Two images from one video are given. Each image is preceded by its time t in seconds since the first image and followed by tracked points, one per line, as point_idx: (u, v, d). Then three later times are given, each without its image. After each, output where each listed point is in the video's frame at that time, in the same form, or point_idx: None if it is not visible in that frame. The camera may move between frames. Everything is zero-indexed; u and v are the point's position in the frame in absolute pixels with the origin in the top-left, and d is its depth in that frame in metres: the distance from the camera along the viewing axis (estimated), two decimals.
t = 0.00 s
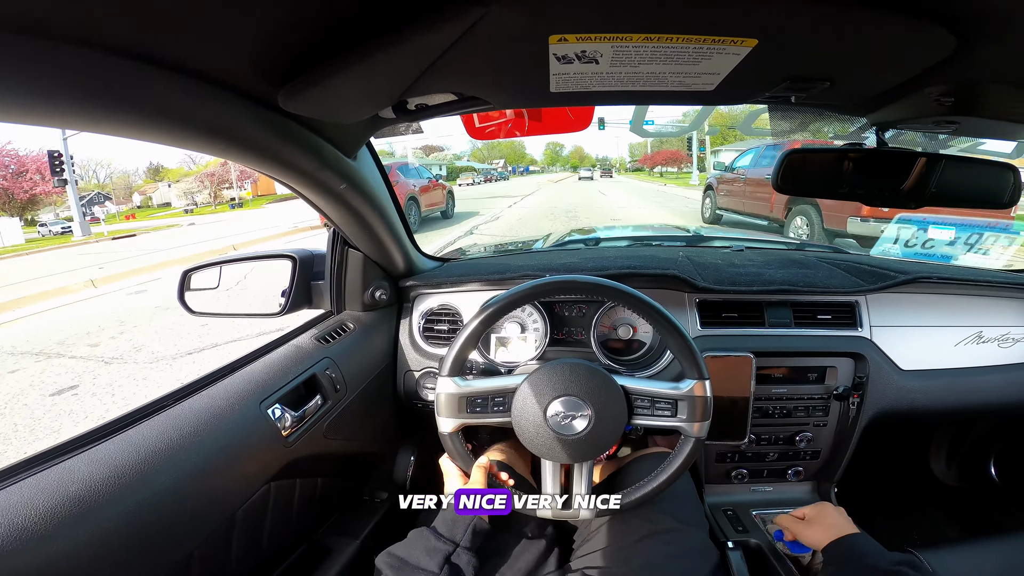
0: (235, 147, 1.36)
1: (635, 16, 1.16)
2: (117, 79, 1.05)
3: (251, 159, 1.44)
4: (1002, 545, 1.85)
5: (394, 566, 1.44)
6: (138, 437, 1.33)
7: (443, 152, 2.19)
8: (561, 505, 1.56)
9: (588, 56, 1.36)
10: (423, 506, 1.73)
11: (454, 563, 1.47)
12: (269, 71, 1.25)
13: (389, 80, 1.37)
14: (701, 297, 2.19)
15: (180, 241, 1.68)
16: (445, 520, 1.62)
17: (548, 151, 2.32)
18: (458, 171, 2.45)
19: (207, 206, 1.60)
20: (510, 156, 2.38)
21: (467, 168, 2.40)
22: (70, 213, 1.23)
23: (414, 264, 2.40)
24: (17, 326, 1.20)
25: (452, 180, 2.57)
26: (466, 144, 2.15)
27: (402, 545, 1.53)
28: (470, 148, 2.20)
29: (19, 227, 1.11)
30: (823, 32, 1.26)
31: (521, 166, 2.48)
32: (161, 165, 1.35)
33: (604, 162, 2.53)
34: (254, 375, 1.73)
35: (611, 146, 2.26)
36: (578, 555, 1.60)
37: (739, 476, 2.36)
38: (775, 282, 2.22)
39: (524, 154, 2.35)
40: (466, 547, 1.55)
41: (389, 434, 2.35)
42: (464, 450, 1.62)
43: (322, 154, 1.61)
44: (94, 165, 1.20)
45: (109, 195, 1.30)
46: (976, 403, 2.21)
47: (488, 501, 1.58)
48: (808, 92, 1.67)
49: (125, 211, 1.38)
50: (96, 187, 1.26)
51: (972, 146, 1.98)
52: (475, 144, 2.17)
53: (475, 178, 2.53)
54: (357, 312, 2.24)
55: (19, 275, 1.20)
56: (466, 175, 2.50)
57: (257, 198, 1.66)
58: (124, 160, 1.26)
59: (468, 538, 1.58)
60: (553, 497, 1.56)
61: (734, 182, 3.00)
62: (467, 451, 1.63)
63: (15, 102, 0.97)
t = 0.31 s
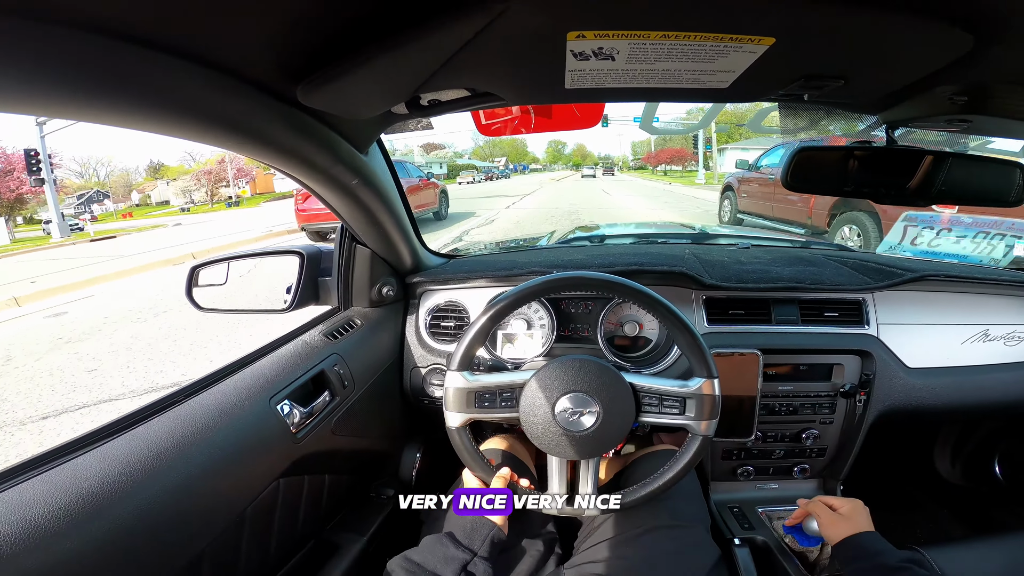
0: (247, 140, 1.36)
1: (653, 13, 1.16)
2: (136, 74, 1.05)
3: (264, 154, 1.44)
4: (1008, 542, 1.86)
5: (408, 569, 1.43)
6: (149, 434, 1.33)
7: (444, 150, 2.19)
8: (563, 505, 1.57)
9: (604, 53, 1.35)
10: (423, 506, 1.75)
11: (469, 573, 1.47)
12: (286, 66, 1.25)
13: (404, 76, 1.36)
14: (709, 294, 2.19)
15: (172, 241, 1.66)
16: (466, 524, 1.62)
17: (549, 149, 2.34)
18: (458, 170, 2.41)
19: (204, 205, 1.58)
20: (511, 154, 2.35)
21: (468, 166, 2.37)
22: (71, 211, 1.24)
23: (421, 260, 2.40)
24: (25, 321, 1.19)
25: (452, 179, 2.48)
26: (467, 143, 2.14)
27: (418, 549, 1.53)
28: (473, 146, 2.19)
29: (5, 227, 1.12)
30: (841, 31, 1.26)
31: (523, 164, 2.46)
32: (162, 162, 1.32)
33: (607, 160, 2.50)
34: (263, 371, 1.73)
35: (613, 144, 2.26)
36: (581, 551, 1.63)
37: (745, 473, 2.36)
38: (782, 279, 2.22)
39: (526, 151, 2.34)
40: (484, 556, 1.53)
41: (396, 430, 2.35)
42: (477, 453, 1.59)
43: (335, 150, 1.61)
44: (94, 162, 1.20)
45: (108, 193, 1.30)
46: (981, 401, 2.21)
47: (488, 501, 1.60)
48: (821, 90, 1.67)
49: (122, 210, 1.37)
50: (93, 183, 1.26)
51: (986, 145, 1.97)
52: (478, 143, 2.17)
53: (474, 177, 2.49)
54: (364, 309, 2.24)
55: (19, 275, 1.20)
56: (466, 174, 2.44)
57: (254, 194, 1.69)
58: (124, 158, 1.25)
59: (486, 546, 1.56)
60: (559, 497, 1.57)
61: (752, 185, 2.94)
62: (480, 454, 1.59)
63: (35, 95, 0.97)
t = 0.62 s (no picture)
0: (245, 139, 1.37)
1: (642, 12, 1.17)
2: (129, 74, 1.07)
3: (262, 152, 1.45)
4: (1002, 541, 1.86)
5: (406, 566, 1.42)
6: (148, 427, 1.35)
7: (445, 147, 2.19)
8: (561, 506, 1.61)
9: (596, 52, 1.36)
10: (423, 506, 1.78)
11: (466, 568, 1.42)
12: (281, 66, 1.26)
13: (397, 75, 1.38)
14: (706, 292, 2.20)
15: (172, 239, 1.68)
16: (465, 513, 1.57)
17: (551, 146, 2.32)
18: (458, 167, 2.42)
19: (200, 203, 1.62)
20: (513, 151, 2.35)
21: (468, 165, 2.39)
22: (69, 211, 1.25)
23: (420, 257, 2.41)
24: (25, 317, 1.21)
25: (451, 178, 2.50)
26: (471, 141, 2.15)
27: (416, 544, 1.51)
28: (475, 143, 2.19)
29: None
30: (831, 29, 1.26)
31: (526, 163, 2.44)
32: (162, 161, 1.35)
33: (609, 158, 2.51)
34: (262, 367, 1.75)
35: (615, 143, 2.25)
36: (577, 549, 1.62)
37: (740, 470, 2.37)
38: (779, 277, 2.22)
39: (527, 149, 2.34)
40: (482, 551, 1.48)
41: (394, 426, 2.37)
42: (473, 449, 1.61)
43: (332, 148, 1.63)
44: (94, 160, 1.21)
45: (108, 191, 1.30)
46: (978, 400, 2.21)
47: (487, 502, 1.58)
48: (815, 88, 1.67)
49: (121, 208, 1.38)
50: (92, 181, 1.25)
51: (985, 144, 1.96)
52: (479, 140, 2.15)
53: (475, 174, 2.50)
54: (363, 305, 2.26)
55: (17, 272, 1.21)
56: (467, 172, 2.47)
57: (250, 194, 1.70)
58: (124, 156, 1.27)
59: (484, 542, 1.51)
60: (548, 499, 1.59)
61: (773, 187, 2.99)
62: (478, 451, 1.62)
63: (31, 97, 0.98)
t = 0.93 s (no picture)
0: (246, 138, 1.38)
1: (638, 13, 1.17)
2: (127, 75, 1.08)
3: (263, 151, 1.46)
4: (998, 541, 1.86)
5: (402, 560, 1.43)
6: (149, 423, 1.37)
7: (446, 143, 2.19)
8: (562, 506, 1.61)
9: (593, 52, 1.36)
10: (422, 507, 1.78)
11: (463, 563, 1.44)
12: (280, 66, 1.27)
13: (396, 75, 1.38)
14: (705, 289, 2.20)
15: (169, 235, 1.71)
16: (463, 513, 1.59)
17: (554, 142, 2.33)
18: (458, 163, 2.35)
19: (197, 201, 1.65)
20: (515, 148, 2.35)
21: (468, 160, 2.33)
22: (65, 207, 1.24)
23: (420, 253, 2.42)
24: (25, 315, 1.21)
25: (450, 174, 2.38)
26: (470, 137, 2.16)
27: (414, 538, 1.53)
28: (476, 140, 2.20)
29: None
30: (828, 30, 1.26)
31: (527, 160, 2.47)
32: (161, 157, 1.37)
33: (613, 154, 2.49)
34: (263, 363, 1.77)
35: (619, 138, 2.25)
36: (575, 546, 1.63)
37: (739, 468, 2.38)
38: (779, 275, 2.22)
39: (530, 145, 2.35)
40: (479, 546, 1.50)
41: (395, 421, 2.38)
42: (473, 445, 1.63)
43: (332, 146, 1.63)
44: (94, 156, 1.21)
45: (105, 188, 1.28)
46: (977, 399, 2.21)
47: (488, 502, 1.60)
48: (812, 88, 1.67)
49: (117, 205, 1.35)
50: (91, 178, 1.24)
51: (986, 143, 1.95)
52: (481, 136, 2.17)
53: (474, 171, 2.45)
54: (364, 301, 2.27)
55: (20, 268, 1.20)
56: (466, 167, 2.39)
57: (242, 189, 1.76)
58: (124, 152, 1.28)
59: (481, 538, 1.53)
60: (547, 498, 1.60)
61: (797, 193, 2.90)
62: (477, 447, 1.63)
63: (30, 99, 0.99)
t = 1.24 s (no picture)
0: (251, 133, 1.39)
1: (643, 10, 1.17)
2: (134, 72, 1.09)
3: (268, 145, 1.47)
4: (997, 538, 1.88)
5: (407, 553, 1.47)
6: (157, 418, 1.39)
7: (447, 139, 2.22)
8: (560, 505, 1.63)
9: (598, 48, 1.36)
10: (422, 508, 1.76)
11: (466, 556, 1.47)
12: (286, 62, 1.27)
13: (400, 72, 1.39)
14: (708, 284, 2.21)
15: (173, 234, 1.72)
16: (464, 512, 1.61)
17: (557, 138, 2.32)
18: (459, 158, 2.38)
19: (192, 196, 1.70)
20: (516, 143, 2.36)
21: (468, 156, 2.36)
22: (65, 203, 1.25)
23: (422, 247, 2.42)
24: (35, 309, 1.22)
25: (450, 169, 2.41)
26: (473, 132, 2.17)
27: (418, 532, 1.56)
28: (477, 135, 2.22)
29: None
30: (833, 27, 1.26)
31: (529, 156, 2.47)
32: (161, 153, 1.40)
33: (615, 150, 2.47)
34: (267, 356, 1.79)
35: (621, 133, 2.23)
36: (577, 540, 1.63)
37: (741, 463, 2.40)
38: (781, 270, 2.23)
39: (531, 141, 2.34)
40: (482, 540, 1.54)
41: (397, 415, 2.40)
42: (476, 441, 1.63)
43: (336, 140, 1.64)
44: (95, 153, 1.23)
45: (105, 183, 1.31)
46: (978, 395, 2.22)
47: (489, 501, 1.59)
48: (817, 84, 1.67)
49: (116, 201, 1.40)
50: (92, 174, 1.26)
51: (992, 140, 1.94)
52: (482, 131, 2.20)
53: (474, 166, 2.46)
54: (368, 296, 2.29)
55: (34, 263, 1.21)
56: (466, 163, 2.42)
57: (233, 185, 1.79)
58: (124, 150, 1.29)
59: (485, 531, 1.57)
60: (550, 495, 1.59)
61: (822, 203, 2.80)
62: (479, 439, 1.63)
63: (40, 95, 1.00)
